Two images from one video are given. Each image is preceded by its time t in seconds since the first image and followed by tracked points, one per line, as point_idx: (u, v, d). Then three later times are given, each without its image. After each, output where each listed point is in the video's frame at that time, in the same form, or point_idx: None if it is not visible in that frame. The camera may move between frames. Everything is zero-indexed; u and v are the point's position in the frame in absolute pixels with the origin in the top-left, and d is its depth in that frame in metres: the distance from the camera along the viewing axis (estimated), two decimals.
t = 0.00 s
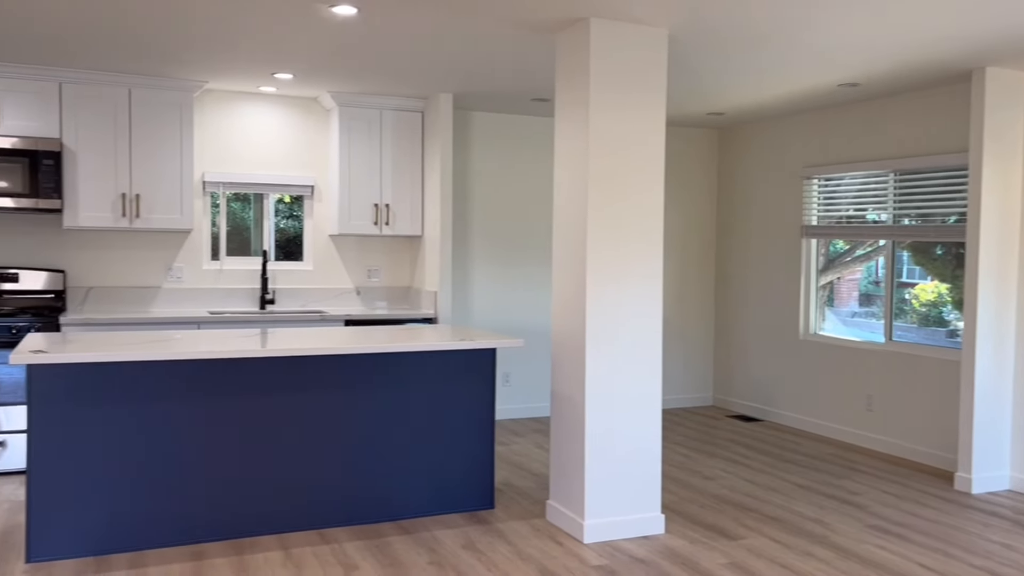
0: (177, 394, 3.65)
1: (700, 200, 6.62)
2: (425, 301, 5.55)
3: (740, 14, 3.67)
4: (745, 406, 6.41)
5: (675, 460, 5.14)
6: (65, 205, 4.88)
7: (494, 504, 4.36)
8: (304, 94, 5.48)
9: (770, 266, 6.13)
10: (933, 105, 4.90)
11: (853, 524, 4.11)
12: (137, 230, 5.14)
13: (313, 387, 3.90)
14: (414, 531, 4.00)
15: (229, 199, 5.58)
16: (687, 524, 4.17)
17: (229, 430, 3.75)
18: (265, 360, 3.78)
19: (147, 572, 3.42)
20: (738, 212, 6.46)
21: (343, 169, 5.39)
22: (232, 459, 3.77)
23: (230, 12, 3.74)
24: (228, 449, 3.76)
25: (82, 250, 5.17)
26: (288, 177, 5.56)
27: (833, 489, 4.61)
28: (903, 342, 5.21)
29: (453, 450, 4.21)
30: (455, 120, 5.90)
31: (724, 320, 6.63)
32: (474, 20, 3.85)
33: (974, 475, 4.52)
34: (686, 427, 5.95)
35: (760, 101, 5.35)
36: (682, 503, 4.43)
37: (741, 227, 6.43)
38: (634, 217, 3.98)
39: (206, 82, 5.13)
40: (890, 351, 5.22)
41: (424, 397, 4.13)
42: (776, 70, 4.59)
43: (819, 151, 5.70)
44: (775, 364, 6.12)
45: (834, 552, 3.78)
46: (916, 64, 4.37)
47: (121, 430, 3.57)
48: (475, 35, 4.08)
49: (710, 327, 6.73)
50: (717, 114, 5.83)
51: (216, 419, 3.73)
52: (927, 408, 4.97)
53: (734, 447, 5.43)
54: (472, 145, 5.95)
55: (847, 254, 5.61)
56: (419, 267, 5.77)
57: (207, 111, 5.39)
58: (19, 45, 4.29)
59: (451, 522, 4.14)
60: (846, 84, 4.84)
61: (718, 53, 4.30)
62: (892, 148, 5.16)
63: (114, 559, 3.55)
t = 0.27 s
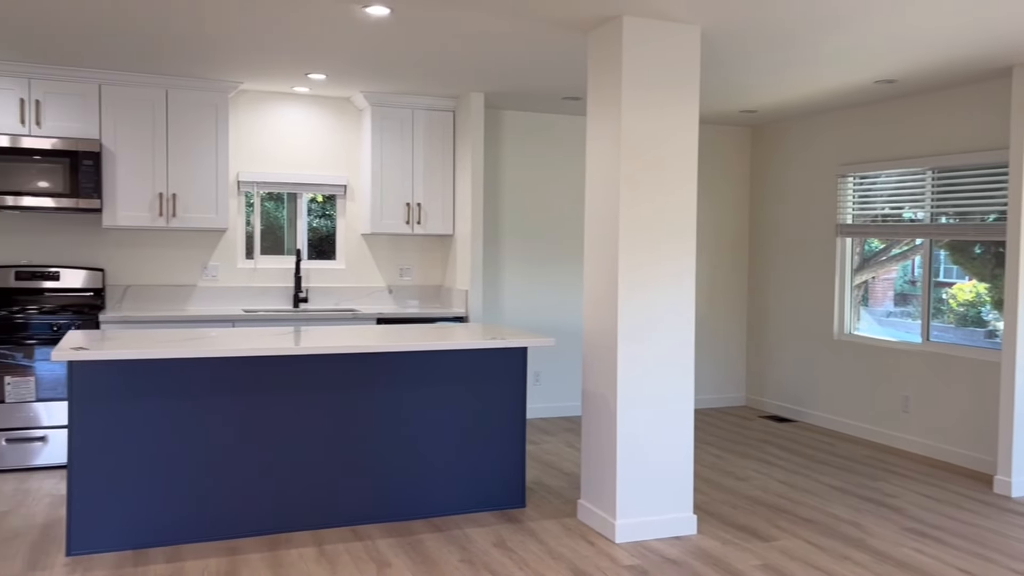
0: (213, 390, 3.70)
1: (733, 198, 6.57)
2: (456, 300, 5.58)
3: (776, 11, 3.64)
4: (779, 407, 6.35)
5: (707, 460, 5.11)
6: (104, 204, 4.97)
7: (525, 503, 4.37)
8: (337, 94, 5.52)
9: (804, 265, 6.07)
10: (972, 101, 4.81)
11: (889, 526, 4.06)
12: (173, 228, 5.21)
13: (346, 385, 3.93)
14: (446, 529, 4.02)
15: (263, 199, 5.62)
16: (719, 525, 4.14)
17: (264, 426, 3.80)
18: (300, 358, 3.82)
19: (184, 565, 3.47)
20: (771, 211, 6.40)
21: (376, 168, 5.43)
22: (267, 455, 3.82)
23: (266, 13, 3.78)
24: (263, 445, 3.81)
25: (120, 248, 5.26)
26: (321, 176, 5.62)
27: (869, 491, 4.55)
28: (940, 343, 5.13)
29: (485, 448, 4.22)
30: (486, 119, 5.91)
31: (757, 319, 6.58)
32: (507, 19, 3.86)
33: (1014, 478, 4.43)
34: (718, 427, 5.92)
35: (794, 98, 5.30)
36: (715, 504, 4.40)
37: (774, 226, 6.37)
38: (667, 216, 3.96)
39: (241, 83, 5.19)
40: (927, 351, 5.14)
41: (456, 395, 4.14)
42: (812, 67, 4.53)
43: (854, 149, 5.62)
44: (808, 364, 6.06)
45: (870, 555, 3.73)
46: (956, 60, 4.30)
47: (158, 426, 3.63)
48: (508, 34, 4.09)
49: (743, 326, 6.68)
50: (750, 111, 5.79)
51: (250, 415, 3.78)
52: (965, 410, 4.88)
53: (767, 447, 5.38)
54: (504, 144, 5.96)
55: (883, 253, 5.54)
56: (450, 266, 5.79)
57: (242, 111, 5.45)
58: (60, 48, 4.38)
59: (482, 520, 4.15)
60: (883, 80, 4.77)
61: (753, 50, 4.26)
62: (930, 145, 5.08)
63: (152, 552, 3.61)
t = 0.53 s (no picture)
0: (248, 387, 3.75)
1: (766, 197, 6.51)
2: (488, 299, 5.59)
3: (813, 8, 3.60)
4: (814, 407, 6.28)
5: (739, 461, 5.07)
6: (142, 203, 5.05)
7: (556, 502, 4.37)
8: (369, 94, 5.56)
9: (838, 264, 6.00)
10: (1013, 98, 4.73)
11: (926, 530, 4.00)
12: (209, 228, 5.28)
13: (379, 384, 3.96)
14: (477, 527, 4.03)
15: (296, 199, 5.66)
16: (752, 526, 4.11)
17: (298, 424, 3.84)
18: (333, 356, 3.85)
19: (220, 561, 3.52)
20: (804, 210, 6.33)
21: (407, 168, 5.46)
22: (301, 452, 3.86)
23: (300, 14, 3.82)
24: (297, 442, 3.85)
25: (156, 247, 5.34)
26: (352, 176, 5.66)
27: (905, 494, 4.48)
28: (977, 344, 5.05)
29: (515, 448, 4.23)
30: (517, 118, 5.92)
31: (790, 319, 6.51)
32: (540, 18, 3.86)
33: None
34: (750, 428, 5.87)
35: (829, 95, 5.24)
36: (747, 505, 4.37)
37: (807, 225, 6.30)
38: (700, 216, 3.93)
39: (275, 83, 5.25)
40: (965, 352, 5.06)
41: (487, 394, 4.15)
42: (848, 64, 4.48)
43: (890, 146, 5.55)
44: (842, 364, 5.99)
45: (907, 559, 3.68)
46: (996, 55, 4.22)
47: (195, 423, 3.68)
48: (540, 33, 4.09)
49: (775, 326, 6.62)
50: (784, 109, 5.73)
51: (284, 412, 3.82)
52: (1004, 412, 4.80)
53: (800, 449, 5.33)
54: (535, 142, 5.96)
55: (920, 253, 5.46)
56: (481, 266, 5.80)
57: (276, 112, 5.51)
58: (99, 51, 4.46)
59: (513, 519, 4.16)
60: (921, 77, 4.70)
61: (788, 47, 4.22)
62: (969, 143, 4.99)
63: (188, 547, 3.67)
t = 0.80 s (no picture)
0: (280, 384, 3.79)
1: (797, 196, 6.45)
2: (516, 298, 5.60)
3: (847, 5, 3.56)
4: (845, 408, 6.22)
5: (770, 462, 5.03)
6: (175, 203, 5.12)
7: (585, 502, 4.36)
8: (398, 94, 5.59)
9: (870, 264, 5.93)
10: None
11: (961, 534, 3.94)
12: (241, 227, 5.34)
13: (409, 382, 3.98)
14: (506, 526, 4.03)
15: (326, 198, 5.72)
16: (783, 528, 4.07)
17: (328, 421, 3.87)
18: (364, 354, 3.88)
19: (252, 556, 3.56)
20: (836, 209, 6.26)
21: (436, 167, 5.48)
22: (332, 450, 3.89)
23: (331, 16, 3.86)
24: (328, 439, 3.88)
25: (189, 246, 5.41)
26: (382, 176, 5.69)
27: (939, 497, 4.42)
28: (1014, 344, 4.97)
29: (544, 447, 4.23)
30: (546, 117, 5.92)
31: (821, 319, 6.45)
32: (570, 17, 3.86)
33: None
34: (780, 429, 5.82)
35: (861, 93, 5.18)
36: (778, 507, 4.33)
37: (839, 224, 6.24)
38: (731, 215, 3.91)
39: (307, 84, 5.30)
40: (1001, 353, 4.98)
41: (516, 393, 4.16)
42: (883, 62, 4.43)
43: (924, 144, 5.47)
44: (874, 365, 5.92)
45: (941, 563, 3.62)
46: None
47: (227, 420, 3.72)
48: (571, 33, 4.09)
49: (806, 326, 6.55)
50: (815, 107, 5.68)
51: (316, 410, 3.85)
52: None
53: (831, 450, 5.28)
54: (564, 142, 5.96)
55: (955, 253, 5.38)
56: (509, 265, 5.81)
57: (307, 112, 5.56)
58: (134, 52, 4.53)
59: (541, 518, 4.16)
60: (956, 74, 4.63)
61: (822, 45, 4.18)
62: (1006, 140, 4.91)
63: (220, 542, 3.71)
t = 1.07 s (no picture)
0: (309, 382, 3.82)
1: (826, 195, 6.39)
2: (542, 297, 5.60)
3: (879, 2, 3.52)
4: (874, 410, 6.15)
5: (798, 463, 4.99)
6: (205, 203, 5.18)
7: (611, 501, 4.36)
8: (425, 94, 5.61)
9: (900, 263, 5.86)
10: None
11: (994, 537, 3.88)
12: (270, 226, 5.39)
13: (437, 380, 3.99)
14: (532, 525, 4.04)
15: (353, 198, 5.77)
16: (811, 530, 4.04)
17: (357, 419, 3.89)
18: (392, 353, 3.90)
19: (280, 552, 3.59)
20: (865, 208, 6.20)
21: (463, 167, 5.50)
22: (360, 447, 3.91)
23: (360, 16, 3.89)
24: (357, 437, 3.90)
25: (218, 245, 5.47)
26: (408, 175, 5.72)
27: (971, 499, 4.36)
28: None
29: (570, 446, 4.23)
30: (573, 116, 5.92)
31: (850, 319, 6.39)
32: (598, 16, 3.85)
33: None
34: (808, 430, 5.77)
35: (891, 91, 5.12)
36: (807, 508, 4.29)
37: (868, 223, 6.17)
38: (761, 214, 3.88)
39: (334, 84, 5.34)
40: None
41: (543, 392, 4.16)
42: (914, 59, 4.37)
43: (956, 142, 5.40)
44: (904, 366, 5.85)
45: (974, 567, 3.57)
46: None
47: (257, 417, 3.76)
48: (599, 31, 4.08)
49: (835, 326, 6.49)
50: (844, 105, 5.62)
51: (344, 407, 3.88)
52: None
53: (860, 452, 5.22)
54: (590, 141, 5.95)
55: (987, 252, 5.32)
56: (535, 264, 5.81)
57: (335, 112, 5.60)
58: (166, 53, 4.59)
59: (568, 517, 4.15)
60: (989, 71, 4.56)
61: (852, 42, 4.13)
62: None
63: (250, 538, 3.75)
